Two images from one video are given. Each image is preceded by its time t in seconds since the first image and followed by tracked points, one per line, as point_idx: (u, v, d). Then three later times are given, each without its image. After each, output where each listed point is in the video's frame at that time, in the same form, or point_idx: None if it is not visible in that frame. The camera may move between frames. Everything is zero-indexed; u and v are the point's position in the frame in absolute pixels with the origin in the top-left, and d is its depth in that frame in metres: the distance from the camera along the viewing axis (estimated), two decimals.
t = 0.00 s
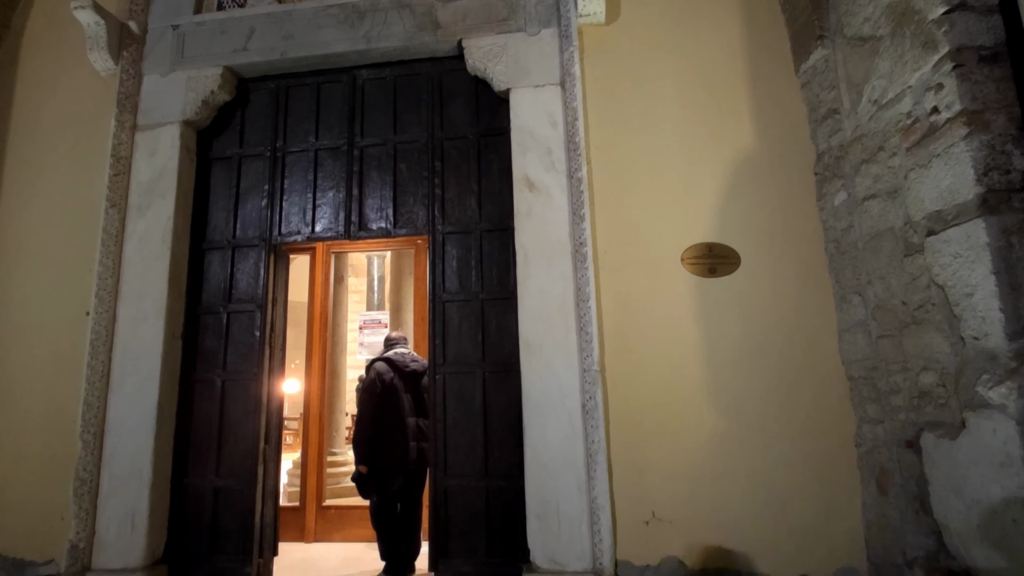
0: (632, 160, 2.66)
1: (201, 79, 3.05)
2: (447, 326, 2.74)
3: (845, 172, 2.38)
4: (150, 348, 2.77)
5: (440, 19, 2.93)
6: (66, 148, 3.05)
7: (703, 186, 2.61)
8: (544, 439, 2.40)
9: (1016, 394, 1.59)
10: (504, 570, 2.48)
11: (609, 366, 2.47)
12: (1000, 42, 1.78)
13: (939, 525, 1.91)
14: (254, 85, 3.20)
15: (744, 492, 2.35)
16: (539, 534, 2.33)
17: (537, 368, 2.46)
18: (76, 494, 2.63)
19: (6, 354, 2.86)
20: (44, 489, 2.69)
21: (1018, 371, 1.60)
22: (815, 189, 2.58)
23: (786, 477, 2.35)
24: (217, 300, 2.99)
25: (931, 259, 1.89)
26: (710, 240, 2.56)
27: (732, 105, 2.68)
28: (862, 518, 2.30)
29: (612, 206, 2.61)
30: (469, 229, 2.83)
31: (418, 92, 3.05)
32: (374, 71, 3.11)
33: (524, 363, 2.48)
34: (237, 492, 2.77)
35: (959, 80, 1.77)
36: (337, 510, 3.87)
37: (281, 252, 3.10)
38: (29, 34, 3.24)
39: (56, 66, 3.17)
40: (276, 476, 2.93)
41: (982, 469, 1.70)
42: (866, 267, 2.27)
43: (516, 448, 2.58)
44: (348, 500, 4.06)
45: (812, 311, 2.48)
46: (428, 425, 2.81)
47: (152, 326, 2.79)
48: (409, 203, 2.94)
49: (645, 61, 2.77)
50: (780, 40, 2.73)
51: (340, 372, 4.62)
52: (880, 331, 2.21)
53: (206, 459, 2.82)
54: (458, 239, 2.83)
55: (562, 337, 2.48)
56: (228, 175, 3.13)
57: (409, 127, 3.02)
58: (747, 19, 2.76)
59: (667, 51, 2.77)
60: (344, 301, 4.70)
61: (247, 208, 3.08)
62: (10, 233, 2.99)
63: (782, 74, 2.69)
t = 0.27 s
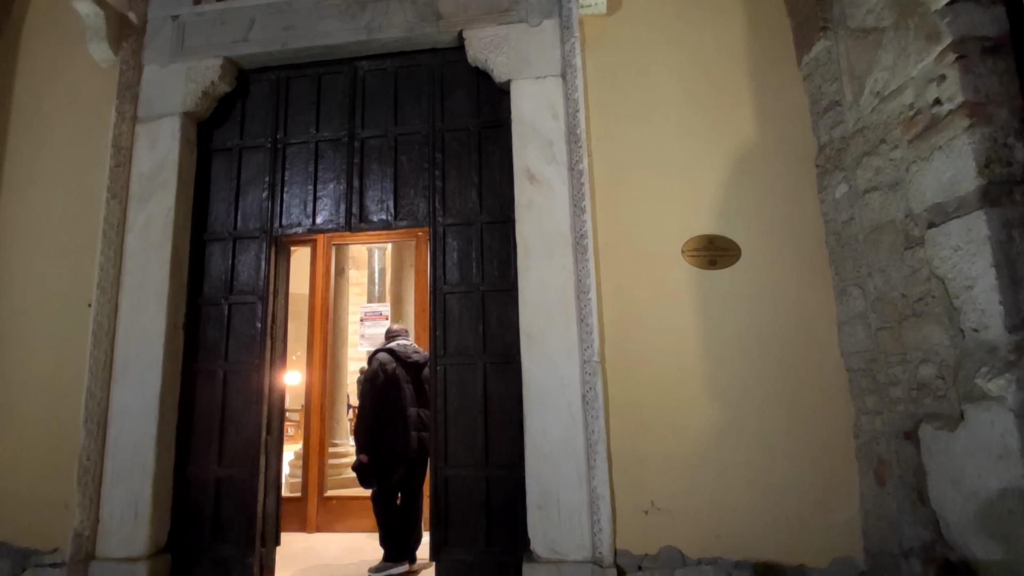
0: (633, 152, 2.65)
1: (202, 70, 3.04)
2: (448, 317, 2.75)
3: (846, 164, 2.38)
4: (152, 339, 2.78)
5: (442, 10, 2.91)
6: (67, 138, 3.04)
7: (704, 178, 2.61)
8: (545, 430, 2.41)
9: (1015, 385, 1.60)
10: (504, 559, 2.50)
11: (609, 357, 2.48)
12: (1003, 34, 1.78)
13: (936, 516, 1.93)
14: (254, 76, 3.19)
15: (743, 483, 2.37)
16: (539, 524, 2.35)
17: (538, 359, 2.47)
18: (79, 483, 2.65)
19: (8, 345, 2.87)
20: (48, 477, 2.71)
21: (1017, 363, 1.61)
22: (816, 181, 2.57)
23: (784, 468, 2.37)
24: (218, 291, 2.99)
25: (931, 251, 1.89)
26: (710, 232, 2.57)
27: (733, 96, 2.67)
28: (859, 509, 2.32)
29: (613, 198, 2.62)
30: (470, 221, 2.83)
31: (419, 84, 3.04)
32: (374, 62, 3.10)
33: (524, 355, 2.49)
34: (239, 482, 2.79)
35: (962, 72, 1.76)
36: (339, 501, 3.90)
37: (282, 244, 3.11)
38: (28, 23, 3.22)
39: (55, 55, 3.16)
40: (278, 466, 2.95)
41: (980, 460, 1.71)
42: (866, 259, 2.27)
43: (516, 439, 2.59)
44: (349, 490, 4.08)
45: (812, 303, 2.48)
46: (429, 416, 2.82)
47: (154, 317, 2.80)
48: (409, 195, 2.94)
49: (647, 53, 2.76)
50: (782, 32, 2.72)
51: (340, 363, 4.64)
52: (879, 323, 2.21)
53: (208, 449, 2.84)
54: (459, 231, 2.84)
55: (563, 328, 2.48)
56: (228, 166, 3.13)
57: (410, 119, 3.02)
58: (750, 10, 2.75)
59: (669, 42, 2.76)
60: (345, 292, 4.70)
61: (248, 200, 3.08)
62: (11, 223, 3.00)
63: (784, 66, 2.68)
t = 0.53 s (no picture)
0: (633, 144, 2.65)
1: (201, 62, 3.04)
2: (448, 310, 2.76)
3: (847, 156, 2.38)
4: (154, 331, 2.79)
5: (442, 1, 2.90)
6: (67, 131, 3.04)
7: (705, 171, 2.60)
8: (545, 422, 2.42)
9: (1014, 378, 1.60)
10: (505, 550, 2.52)
11: (610, 350, 2.49)
12: (1007, 25, 1.76)
13: (934, 508, 1.94)
14: (254, 68, 3.18)
15: (742, 475, 2.38)
16: (539, 515, 2.37)
17: (538, 352, 2.47)
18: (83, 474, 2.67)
19: (11, 337, 2.89)
20: (51, 469, 2.73)
21: (1016, 355, 1.61)
22: (817, 174, 2.57)
23: (784, 460, 2.38)
24: (220, 284, 3.00)
25: (932, 244, 1.89)
26: (711, 225, 2.56)
27: (735, 88, 2.66)
28: (858, 501, 2.33)
29: (614, 190, 2.61)
30: (470, 214, 2.83)
31: (420, 75, 3.03)
32: (375, 54, 3.09)
33: (525, 347, 2.49)
34: (241, 474, 2.81)
35: (964, 64, 1.76)
36: (341, 492, 3.92)
37: (283, 237, 3.11)
38: (27, 15, 3.21)
39: (55, 47, 3.15)
40: (280, 458, 2.96)
41: (978, 452, 1.72)
42: (867, 252, 2.27)
43: (517, 431, 2.60)
44: (350, 482, 4.10)
45: (812, 296, 2.48)
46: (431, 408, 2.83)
47: (155, 310, 2.80)
48: (410, 188, 2.94)
49: (648, 44, 2.74)
50: (785, 23, 2.70)
51: (342, 356, 4.65)
52: (879, 316, 2.22)
53: (211, 441, 2.85)
54: (460, 224, 2.84)
55: (563, 321, 2.49)
56: (229, 159, 3.13)
57: (410, 111, 3.01)
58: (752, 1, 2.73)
59: (670, 33, 2.75)
60: (345, 286, 4.71)
61: (248, 192, 3.08)
62: (13, 216, 3.00)
63: (786, 57, 2.67)
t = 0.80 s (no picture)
0: (634, 137, 2.64)
1: (202, 54, 3.03)
2: (449, 304, 2.76)
3: (849, 150, 2.37)
4: (155, 324, 2.79)
5: None
6: (67, 123, 3.04)
7: (706, 164, 2.60)
8: (545, 415, 2.43)
9: (1014, 371, 1.60)
10: (505, 542, 2.54)
11: (610, 343, 2.49)
12: (1010, 17, 1.75)
13: (932, 500, 1.95)
14: (254, 61, 3.17)
15: (742, 467, 2.39)
16: (540, 507, 2.38)
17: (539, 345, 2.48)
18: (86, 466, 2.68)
19: (13, 329, 2.89)
20: (55, 461, 2.74)
21: (1015, 349, 1.62)
22: (819, 167, 2.56)
23: (783, 453, 2.39)
24: (221, 277, 3.00)
25: (933, 237, 1.89)
26: (712, 218, 2.56)
27: (736, 81, 2.65)
28: (857, 493, 2.34)
29: (615, 184, 2.61)
30: (471, 207, 2.83)
31: (420, 68, 3.02)
32: (375, 47, 3.08)
33: (525, 340, 2.50)
34: (243, 466, 2.82)
35: (967, 56, 1.75)
36: (342, 484, 3.94)
37: (284, 230, 3.11)
38: (26, 7, 3.20)
39: (54, 40, 3.14)
40: (282, 451, 2.96)
41: (977, 445, 1.73)
42: (868, 245, 2.27)
43: (517, 423, 2.61)
44: (351, 475, 4.12)
45: (812, 290, 2.49)
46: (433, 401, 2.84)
47: (157, 303, 2.81)
48: (411, 181, 2.94)
49: (649, 37, 2.73)
50: (787, 16, 2.69)
51: (343, 349, 4.66)
52: (880, 309, 2.22)
53: (212, 433, 2.87)
54: (461, 217, 2.83)
55: (563, 314, 2.49)
56: (229, 152, 3.13)
57: (411, 104, 3.00)
58: None
59: (672, 26, 2.74)
60: (346, 279, 4.71)
61: (249, 186, 3.08)
62: (14, 209, 3.00)
63: (788, 50, 2.66)
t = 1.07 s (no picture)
0: (636, 129, 2.63)
1: (201, 46, 3.01)
2: (450, 297, 2.76)
3: (852, 142, 2.36)
4: (157, 317, 2.80)
5: None
6: (67, 116, 3.03)
7: (709, 157, 2.59)
8: (546, 408, 2.43)
9: (1016, 364, 1.60)
10: (506, 534, 2.54)
11: (611, 336, 2.49)
12: (1016, 8, 1.74)
13: (933, 493, 1.95)
14: (254, 52, 3.16)
15: (743, 460, 2.39)
16: (541, 499, 2.39)
17: (540, 338, 2.48)
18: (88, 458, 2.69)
19: (15, 322, 2.90)
20: (57, 453, 2.75)
21: (1018, 342, 1.61)
22: (821, 160, 2.55)
23: (784, 446, 2.39)
24: (222, 270, 3.00)
25: (936, 230, 1.89)
26: (714, 212, 2.55)
27: (739, 73, 2.64)
28: (857, 486, 2.35)
29: (617, 177, 2.60)
30: (472, 200, 2.82)
31: (421, 60, 3.01)
32: (376, 39, 3.06)
33: (527, 333, 2.50)
34: (245, 458, 2.83)
35: (972, 48, 1.74)
36: (344, 477, 3.95)
37: (285, 223, 3.10)
38: None
39: (53, 31, 3.13)
40: (284, 443, 2.96)
41: (978, 438, 1.73)
42: (870, 238, 2.26)
43: (518, 416, 2.62)
44: (353, 467, 4.14)
45: (814, 283, 2.48)
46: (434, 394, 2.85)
47: (158, 296, 2.81)
48: (412, 173, 2.93)
49: (652, 28, 2.72)
50: (790, 7, 2.67)
51: (344, 342, 4.67)
52: (882, 302, 2.22)
53: (215, 426, 2.88)
54: (462, 210, 2.83)
55: (565, 307, 2.49)
56: (230, 144, 3.12)
57: (412, 96, 2.99)
58: None
59: (674, 17, 2.72)
60: (348, 273, 4.71)
61: (249, 178, 3.07)
62: (14, 202, 3.00)
63: (791, 42, 2.65)
